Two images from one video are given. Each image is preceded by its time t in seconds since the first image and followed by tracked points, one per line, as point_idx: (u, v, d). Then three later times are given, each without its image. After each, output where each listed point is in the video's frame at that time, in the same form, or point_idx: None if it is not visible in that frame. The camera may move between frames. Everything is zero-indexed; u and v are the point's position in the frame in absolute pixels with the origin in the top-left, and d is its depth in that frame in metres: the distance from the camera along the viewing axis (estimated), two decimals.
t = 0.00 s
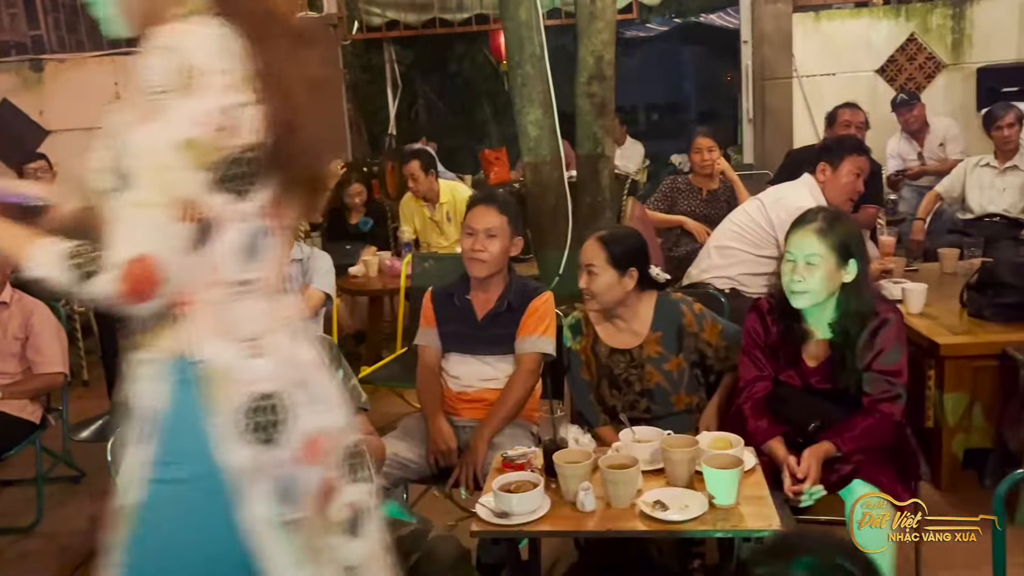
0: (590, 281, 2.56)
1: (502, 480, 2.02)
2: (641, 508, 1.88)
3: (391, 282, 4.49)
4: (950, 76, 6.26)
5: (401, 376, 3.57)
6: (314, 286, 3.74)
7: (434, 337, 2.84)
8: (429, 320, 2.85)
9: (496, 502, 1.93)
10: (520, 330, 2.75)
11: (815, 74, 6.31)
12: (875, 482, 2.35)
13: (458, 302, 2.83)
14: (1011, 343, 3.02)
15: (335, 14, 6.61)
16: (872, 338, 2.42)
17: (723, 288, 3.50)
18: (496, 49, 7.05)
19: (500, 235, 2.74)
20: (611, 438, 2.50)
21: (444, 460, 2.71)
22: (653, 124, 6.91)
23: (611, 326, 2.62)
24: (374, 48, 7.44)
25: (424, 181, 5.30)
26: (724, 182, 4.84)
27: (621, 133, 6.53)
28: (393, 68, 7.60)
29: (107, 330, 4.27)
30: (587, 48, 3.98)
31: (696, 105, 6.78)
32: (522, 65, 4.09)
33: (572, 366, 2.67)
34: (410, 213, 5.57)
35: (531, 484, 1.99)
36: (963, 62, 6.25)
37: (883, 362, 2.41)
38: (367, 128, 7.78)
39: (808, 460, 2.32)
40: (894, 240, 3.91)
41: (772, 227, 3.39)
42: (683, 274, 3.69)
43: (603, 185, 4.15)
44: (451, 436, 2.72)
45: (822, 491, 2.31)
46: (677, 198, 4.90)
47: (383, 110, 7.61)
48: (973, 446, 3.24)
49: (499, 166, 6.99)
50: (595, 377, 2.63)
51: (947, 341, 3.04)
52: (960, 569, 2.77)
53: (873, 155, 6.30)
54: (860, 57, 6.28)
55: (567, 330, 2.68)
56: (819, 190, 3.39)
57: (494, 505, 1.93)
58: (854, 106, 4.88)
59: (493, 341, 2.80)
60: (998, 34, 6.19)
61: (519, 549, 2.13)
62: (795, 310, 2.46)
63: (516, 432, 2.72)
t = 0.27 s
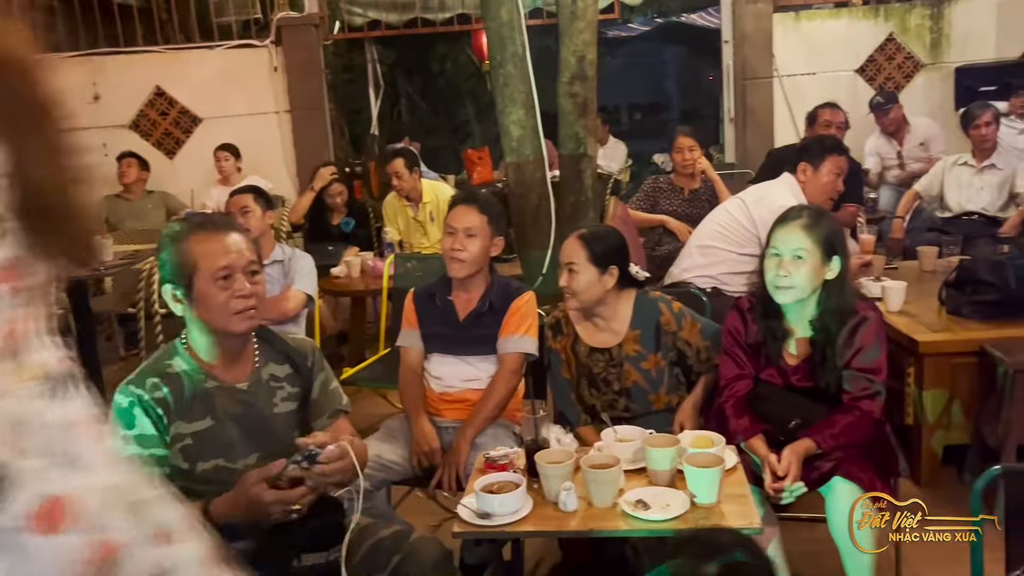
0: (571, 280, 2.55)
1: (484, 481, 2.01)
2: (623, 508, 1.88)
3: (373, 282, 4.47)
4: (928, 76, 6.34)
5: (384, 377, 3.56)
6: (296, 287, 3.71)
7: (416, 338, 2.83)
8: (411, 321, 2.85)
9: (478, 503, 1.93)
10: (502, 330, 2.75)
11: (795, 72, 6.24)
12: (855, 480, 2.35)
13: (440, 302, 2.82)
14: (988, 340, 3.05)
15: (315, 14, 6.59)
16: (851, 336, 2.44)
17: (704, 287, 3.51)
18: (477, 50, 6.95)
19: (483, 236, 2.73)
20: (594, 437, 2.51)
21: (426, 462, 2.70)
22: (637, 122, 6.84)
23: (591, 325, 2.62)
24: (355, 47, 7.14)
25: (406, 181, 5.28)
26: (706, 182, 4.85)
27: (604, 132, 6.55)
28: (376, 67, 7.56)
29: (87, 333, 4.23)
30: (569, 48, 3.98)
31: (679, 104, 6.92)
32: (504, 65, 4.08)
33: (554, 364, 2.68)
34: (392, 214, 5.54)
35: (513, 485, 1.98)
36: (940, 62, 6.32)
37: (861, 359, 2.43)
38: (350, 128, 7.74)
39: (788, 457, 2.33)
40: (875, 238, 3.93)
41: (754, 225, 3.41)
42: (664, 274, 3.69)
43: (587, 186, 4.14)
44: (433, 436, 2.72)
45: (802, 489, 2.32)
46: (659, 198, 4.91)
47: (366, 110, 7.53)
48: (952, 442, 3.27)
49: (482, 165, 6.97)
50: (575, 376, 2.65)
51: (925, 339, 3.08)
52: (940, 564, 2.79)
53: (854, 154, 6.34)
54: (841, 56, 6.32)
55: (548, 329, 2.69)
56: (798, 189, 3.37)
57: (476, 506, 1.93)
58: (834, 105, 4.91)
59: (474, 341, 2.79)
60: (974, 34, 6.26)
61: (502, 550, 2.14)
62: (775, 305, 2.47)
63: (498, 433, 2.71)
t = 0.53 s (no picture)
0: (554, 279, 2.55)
1: (465, 483, 2.01)
2: (603, 508, 1.89)
3: (354, 284, 4.45)
4: (905, 76, 6.37)
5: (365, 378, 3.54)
6: (276, 289, 3.68)
7: (397, 340, 2.83)
8: (391, 323, 2.84)
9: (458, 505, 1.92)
10: (483, 331, 2.75)
11: (776, 72, 6.35)
12: (834, 477, 2.35)
13: (421, 303, 2.81)
14: (965, 338, 3.08)
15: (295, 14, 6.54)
16: (829, 335, 2.46)
17: (685, 286, 3.52)
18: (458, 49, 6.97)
19: (463, 236, 2.72)
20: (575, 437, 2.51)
21: (408, 464, 2.69)
22: (620, 122, 7.18)
23: (572, 325, 2.63)
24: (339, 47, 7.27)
25: (387, 182, 5.26)
26: (686, 182, 4.87)
27: (586, 132, 6.55)
28: (357, 68, 7.48)
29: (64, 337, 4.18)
30: (550, 48, 3.99)
31: (660, 105, 6.96)
32: (485, 65, 4.06)
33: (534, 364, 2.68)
34: (374, 214, 5.52)
35: (493, 486, 1.98)
36: (918, 62, 6.37)
37: (839, 358, 2.45)
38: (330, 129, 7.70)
39: (768, 455, 2.34)
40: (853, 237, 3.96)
41: (734, 225, 3.43)
42: (644, 274, 3.70)
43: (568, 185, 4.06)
44: (414, 438, 2.72)
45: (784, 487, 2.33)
46: (640, 198, 4.92)
47: (347, 111, 7.45)
48: (929, 439, 3.30)
49: (464, 166, 6.95)
50: (557, 376, 2.65)
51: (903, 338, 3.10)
52: (918, 560, 2.81)
53: (833, 154, 6.37)
54: (821, 56, 6.35)
55: (530, 329, 2.68)
56: (779, 190, 3.39)
57: (456, 508, 1.93)
58: (813, 104, 4.93)
59: (456, 342, 2.78)
60: (951, 35, 6.30)
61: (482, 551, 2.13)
62: (755, 304, 2.48)
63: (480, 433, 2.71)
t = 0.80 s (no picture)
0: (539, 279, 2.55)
1: (444, 485, 2.01)
2: (582, 509, 1.89)
3: (335, 285, 4.43)
4: (883, 77, 6.42)
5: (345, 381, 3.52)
6: (256, 291, 3.65)
7: (377, 342, 2.82)
8: (371, 325, 2.83)
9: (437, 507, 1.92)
10: (463, 333, 2.75)
11: (755, 73, 6.39)
12: (812, 477, 2.35)
13: (400, 306, 2.80)
14: (940, 336, 3.10)
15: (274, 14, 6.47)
16: (807, 334, 2.48)
17: (665, 287, 3.53)
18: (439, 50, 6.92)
19: (441, 237, 2.73)
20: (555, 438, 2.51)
21: (388, 467, 2.68)
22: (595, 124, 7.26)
23: (553, 325, 2.64)
24: (319, 48, 7.18)
25: (367, 183, 5.24)
26: (666, 182, 4.89)
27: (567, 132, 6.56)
28: (338, 69, 7.30)
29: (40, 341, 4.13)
30: (530, 49, 3.99)
31: (641, 104, 6.94)
32: (465, 66, 4.04)
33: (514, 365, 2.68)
34: (354, 215, 5.50)
35: (472, 488, 1.98)
36: (895, 62, 6.41)
37: (817, 357, 2.46)
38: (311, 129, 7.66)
39: (747, 454, 2.34)
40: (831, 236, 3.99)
41: (714, 225, 3.45)
42: (624, 274, 3.71)
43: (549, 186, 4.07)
44: (394, 440, 2.72)
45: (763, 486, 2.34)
46: (620, 199, 4.93)
47: (326, 112, 7.37)
48: (906, 436, 3.33)
49: (445, 166, 6.93)
50: (538, 376, 2.64)
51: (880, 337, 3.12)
52: (895, 558, 2.83)
53: (812, 153, 6.41)
54: (800, 56, 6.38)
55: (510, 330, 2.68)
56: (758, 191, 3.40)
57: (435, 510, 1.92)
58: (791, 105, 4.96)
59: (435, 344, 2.78)
60: (928, 35, 6.36)
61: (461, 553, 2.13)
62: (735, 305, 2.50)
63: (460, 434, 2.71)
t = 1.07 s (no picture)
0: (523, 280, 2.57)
1: (423, 487, 2.00)
2: (562, 510, 1.89)
3: (315, 287, 4.41)
4: (860, 78, 6.47)
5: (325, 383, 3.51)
6: (234, 294, 3.61)
7: (357, 345, 2.81)
8: (350, 327, 2.81)
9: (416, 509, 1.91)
10: (443, 335, 2.74)
11: (733, 75, 6.43)
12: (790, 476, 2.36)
13: (380, 308, 2.79)
14: (916, 335, 3.12)
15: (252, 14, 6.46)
16: (785, 333, 2.49)
17: (644, 287, 3.55)
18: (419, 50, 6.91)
19: (419, 239, 2.73)
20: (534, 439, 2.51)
21: (368, 470, 2.67)
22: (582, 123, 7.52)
23: (535, 326, 2.65)
24: (298, 49, 7.18)
25: (346, 185, 5.22)
26: (646, 183, 4.91)
27: (547, 133, 6.57)
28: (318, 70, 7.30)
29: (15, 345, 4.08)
30: (510, 50, 3.98)
31: (622, 106, 7.12)
32: (445, 67, 4.03)
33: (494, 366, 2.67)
34: (334, 217, 5.48)
35: (452, 490, 1.98)
36: (872, 64, 6.47)
37: (795, 356, 2.48)
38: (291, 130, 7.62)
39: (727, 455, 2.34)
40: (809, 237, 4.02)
41: (693, 226, 3.46)
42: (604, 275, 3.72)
43: (530, 187, 4.06)
44: (374, 443, 2.70)
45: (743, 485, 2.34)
46: (601, 199, 4.95)
47: (307, 113, 7.35)
48: (884, 434, 3.35)
49: (425, 167, 6.92)
50: (518, 377, 2.64)
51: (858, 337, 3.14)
52: (872, 556, 2.84)
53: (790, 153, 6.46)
54: (778, 58, 6.42)
55: (491, 330, 2.68)
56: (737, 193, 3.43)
57: (415, 513, 1.92)
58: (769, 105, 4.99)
59: (415, 346, 2.77)
60: (904, 37, 6.42)
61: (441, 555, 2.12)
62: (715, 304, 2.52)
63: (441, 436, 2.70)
